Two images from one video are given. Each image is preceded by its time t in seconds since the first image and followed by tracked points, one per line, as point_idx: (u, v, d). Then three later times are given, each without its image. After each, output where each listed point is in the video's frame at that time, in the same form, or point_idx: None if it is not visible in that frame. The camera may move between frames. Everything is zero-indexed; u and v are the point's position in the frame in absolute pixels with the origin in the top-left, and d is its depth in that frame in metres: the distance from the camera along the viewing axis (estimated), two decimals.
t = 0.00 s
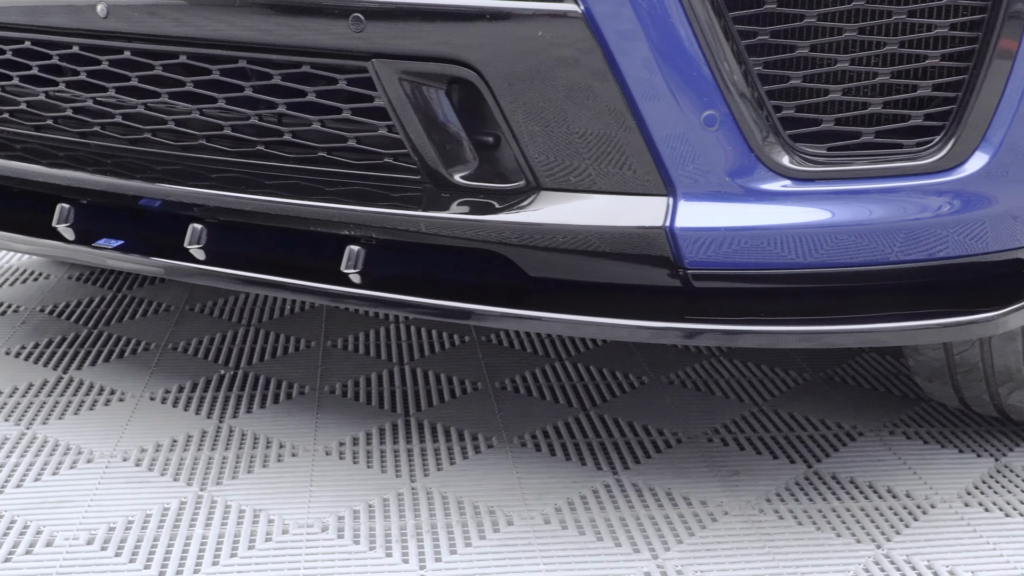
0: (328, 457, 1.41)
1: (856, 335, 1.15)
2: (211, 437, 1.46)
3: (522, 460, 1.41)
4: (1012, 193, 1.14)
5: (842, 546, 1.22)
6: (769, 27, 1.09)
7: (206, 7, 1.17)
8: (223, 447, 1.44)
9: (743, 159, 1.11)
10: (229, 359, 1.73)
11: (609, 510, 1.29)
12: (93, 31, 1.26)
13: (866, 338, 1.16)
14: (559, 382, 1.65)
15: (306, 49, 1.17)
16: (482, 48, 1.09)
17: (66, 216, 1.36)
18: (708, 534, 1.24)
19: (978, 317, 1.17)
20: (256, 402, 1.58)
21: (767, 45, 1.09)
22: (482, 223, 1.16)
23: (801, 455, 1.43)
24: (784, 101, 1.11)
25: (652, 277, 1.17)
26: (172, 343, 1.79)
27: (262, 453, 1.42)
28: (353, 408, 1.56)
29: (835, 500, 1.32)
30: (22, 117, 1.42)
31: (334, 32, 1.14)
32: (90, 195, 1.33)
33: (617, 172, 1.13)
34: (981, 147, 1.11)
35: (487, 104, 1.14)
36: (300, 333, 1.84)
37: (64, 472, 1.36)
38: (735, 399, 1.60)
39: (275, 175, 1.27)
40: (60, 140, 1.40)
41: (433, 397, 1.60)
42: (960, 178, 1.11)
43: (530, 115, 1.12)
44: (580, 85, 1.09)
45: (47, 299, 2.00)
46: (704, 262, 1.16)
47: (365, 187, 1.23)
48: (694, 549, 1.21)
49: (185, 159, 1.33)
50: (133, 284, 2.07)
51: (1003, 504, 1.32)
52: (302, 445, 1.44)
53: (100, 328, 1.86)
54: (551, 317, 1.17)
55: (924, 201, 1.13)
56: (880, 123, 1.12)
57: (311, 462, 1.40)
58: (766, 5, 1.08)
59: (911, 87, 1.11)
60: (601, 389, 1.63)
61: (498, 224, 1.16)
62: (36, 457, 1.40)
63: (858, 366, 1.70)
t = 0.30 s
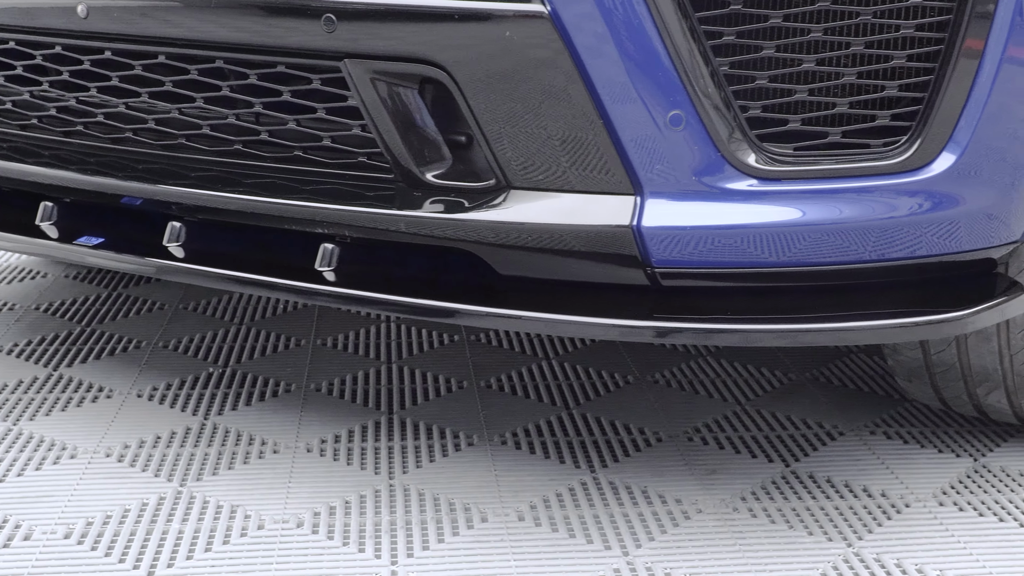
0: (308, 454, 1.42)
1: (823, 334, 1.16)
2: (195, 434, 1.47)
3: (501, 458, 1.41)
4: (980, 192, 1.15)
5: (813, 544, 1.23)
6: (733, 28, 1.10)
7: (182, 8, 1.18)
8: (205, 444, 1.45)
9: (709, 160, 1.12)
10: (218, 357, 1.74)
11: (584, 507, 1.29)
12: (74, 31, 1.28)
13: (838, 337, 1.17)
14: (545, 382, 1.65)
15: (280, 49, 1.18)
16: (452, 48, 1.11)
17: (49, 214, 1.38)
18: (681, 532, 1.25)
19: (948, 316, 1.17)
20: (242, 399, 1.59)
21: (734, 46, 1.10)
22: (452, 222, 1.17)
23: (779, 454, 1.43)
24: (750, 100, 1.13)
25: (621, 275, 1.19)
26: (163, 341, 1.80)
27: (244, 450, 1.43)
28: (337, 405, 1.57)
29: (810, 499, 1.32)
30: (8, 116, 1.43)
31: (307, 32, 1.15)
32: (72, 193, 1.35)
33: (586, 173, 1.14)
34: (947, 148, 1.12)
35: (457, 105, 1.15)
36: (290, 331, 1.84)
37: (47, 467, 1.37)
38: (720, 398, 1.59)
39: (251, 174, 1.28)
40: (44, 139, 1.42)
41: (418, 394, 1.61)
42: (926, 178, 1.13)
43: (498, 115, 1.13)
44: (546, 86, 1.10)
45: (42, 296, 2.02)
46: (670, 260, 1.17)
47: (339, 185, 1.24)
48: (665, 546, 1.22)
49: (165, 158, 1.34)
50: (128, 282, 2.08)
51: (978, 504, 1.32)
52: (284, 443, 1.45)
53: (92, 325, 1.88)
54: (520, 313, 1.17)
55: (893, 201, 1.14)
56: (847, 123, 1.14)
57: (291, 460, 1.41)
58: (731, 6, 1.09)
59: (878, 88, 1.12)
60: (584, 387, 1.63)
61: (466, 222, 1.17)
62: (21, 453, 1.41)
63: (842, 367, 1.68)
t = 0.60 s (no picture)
0: (291, 452, 1.43)
1: (794, 333, 1.16)
2: (180, 431, 1.48)
3: (482, 456, 1.42)
4: (950, 192, 1.17)
5: (786, 543, 1.23)
6: (703, 30, 1.10)
7: (160, 9, 1.19)
8: (190, 441, 1.46)
9: (678, 162, 1.13)
10: (209, 354, 1.75)
11: (560, 505, 1.30)
12: (56, 32, 1.29)
13: (814, 336, 1.17)
14: (531, 381, 1.65)
15: (255, 50, 1.19)
16: (424, 49, 1.11)
17: (35, 214, 1.40)
18: (656, 530, 1.25)
19: (923, 315, 1.19)
20: (229, 396, 1.60)
21: (704, 46, 1.11)
22: (427, 220, 1.18)
23: (760, 454, 1.43)
24: (721, 101, 1.13)
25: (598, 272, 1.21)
26: (154, 338, 1.81)
27: (227, 447, 1.44)
28: (323, 403, 1.58)
29: (786, 498, 1.32)
30: None
31: (282, 33, 1.16)
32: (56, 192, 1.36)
33: (558, 174, 1.15)
34: (918, 150, 1.14)
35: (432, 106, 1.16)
36: (281, 329, 1.86)
37: (32, 463, 1.39)
38: (704, 397, 1.60)
39: (231, 174, 1.29)
40: (30, 139, 1.43)
41: (403, 392, 1.62)
42: (898, 178, 1.14)
43: (471, 116, 1.14)
44: (517, 88, 1.11)
45: (38, 293, 2.04)
46: (641, 260, 1.19)
47: (317, 185, 1.25)
48: (638, 544, 1.22)
49: (148, 158, 1.35)
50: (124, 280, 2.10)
51: (955, 504, 1.32)
52: (267, 440, 1.47)
53: (86, 323, 1.89)
54: (493, 312, 1.17)
55: (865, 201, 1.16)
56: (820, 124, 1.14)
57: (273, 457, 1.42)
58: (700, 8, 1.09)
59: (848, 89, 1.13)
60: (570, 386, 1.64)
61: (441, 222, 1.18)
62: (8, 448, 1.43)
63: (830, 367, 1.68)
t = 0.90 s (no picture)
0: (277, 449, 1.44)
1: (769, 335, 1.17)
2: (168, 429, 1.50)
3: (466, 454, 1.43)
4: (927, 194, 1.17)
5: (764, 543, 1.23)
6: (677, 31, 1.11)
7: (141, 11, 1.20)
8: (178, 438, 1.47)
9: (652, 163, 1.14)
10: (203, 352, 1.77)
11: (541, 504, 1.31)
12: (42, 33, 1.30)
13: (792, 337, 1.17)
14: (520, 379, 1.66)
15: (234, 51, 1.19)
16: (397, 51, 1.12)
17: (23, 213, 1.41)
18: (634, 529, 1.26)
19: (902, 316, 1.19)
20: (219, 394, 1.61)
21: (678, 48, 1.11)
22: (405, 220, 1.19)
23: (743, 454, 1.44)
24: (694, 103, 1.14)
25: (576, 272, 1.22)
26: (149, 336, 1.83)
27: (215, 444, 1.46)
28: (312, 401, 1.59)
29: (766, 498, 1.33)
30: None
31: (260, 35, 1.16)
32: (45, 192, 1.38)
33: (533, 175, 1.16)
34: (893, 151, 1.14)
35: (409, 108, 1.17)
36: (275, 327, 1.87)
37: (21, 459, 1.41)
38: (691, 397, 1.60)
39: (215, 174, 1.31)
40: (21, 139, 1.45)
41: (393, 390, 1.63)
42: (873, 179, 1.15)
43: (447, 118, 1.15)
44: (492, 90, 1.11)
45: (37, 290, 2.05)
46: (615, 260, 1.20)
47: (299, 185, 1.26)
48: (616, 543, 1.23)
49: (134, 158, 1.37)
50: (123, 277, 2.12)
51: (936, 505, 1.32)
52: (255, 437, 1.48)
53: (83, 320, 1.91)
54: (471, 313, 1.18)
55: (842, 202, 1.16)
56: (792, 125, 1.15)
57: (259, 454, 1.43)
58: (674, 10, 1.09)
59: (822, 90, 1.14)
60: (559, 384, 1.64)
61: (419, 222, 1.19)
62: None
63: (820, 367, 1.69)
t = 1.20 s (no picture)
0: (267, 447, 1.45)
1: (749, 336, 1.17)
2: (161, 426, 1.51)
3: (454, 453, 1.43)
4: (908, 196, 1.17)
5: (745, 544, 1.23)
6: (655, 33, 1.11)
7: (127, 12, 1.21)
8: (170, 436, 1.48)
9: (630, 164, 1.15)
10: (200, 350, 1.78)
11: (525, 503, 1.31)
12: (32, 34, 1.31)
13: (772, 338, 1.17)
14: (513, 378, 1.67)
15: (218, 52, 1.20)
16: (375, 52, 1.12)
17: (16, 212, 1.43)
18: (617, 529, 1.26)
19: (883, 317, 1.18)
20: (213, 392, 1.62)
21: (656, 50, 1.11)
22: (387, 220, 1.20)
23: (730, 455, 1.44)
24: (674, 104, 1.14)
25: (558, 272, 1.22)
26: (148, 334, 1.84)
27: (205, 442, 1.47)
28: (305, 399, 1.60)
29: (751, 499, 1.33)
30: None
31: (242, 36, 1.17)
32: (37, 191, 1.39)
33: (513, 176, 1.17)
34: (873, 153, 1.14)
35: (390, 110, 1.17)
36: (274, 325, 1.88)
37: (14, 455, 1.42)
38: (683, 397, 1.60)
39: (202, 174, 1.32)
40: (15, 138, 1.46)
41: (386, 388, 1.64)
42: (853, 180, 1.15)
43: (427, 120, 1.15)
44: (470, 92, 1.12)
45: (42, 287, 2.07)
46: (595, 261, 1.20)
47: (283, 185, 1.27)
48: (598, 543, 1.23)
49: (124, 158, 1.38)
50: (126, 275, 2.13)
51: (921, 507, 1.31)
52: (245, 435, 1.49)
53: (85, 317, 1.92)
54: (451, 313, 1.18)
55: (822, 204, 1.16)
56: (773, 127, 1.15)
57: (249, 452, 1.44)
58: (652, 11, 1.09)
59: (802, 92, 1.14)
60: (551, 383, 1.65)
61: (401, 222, 1.20)
62: None
63: (814, 367, 1.69)
